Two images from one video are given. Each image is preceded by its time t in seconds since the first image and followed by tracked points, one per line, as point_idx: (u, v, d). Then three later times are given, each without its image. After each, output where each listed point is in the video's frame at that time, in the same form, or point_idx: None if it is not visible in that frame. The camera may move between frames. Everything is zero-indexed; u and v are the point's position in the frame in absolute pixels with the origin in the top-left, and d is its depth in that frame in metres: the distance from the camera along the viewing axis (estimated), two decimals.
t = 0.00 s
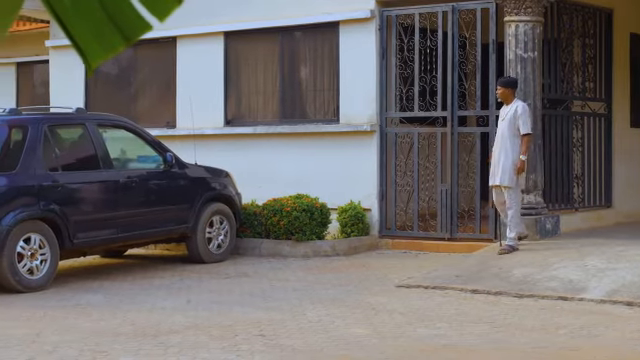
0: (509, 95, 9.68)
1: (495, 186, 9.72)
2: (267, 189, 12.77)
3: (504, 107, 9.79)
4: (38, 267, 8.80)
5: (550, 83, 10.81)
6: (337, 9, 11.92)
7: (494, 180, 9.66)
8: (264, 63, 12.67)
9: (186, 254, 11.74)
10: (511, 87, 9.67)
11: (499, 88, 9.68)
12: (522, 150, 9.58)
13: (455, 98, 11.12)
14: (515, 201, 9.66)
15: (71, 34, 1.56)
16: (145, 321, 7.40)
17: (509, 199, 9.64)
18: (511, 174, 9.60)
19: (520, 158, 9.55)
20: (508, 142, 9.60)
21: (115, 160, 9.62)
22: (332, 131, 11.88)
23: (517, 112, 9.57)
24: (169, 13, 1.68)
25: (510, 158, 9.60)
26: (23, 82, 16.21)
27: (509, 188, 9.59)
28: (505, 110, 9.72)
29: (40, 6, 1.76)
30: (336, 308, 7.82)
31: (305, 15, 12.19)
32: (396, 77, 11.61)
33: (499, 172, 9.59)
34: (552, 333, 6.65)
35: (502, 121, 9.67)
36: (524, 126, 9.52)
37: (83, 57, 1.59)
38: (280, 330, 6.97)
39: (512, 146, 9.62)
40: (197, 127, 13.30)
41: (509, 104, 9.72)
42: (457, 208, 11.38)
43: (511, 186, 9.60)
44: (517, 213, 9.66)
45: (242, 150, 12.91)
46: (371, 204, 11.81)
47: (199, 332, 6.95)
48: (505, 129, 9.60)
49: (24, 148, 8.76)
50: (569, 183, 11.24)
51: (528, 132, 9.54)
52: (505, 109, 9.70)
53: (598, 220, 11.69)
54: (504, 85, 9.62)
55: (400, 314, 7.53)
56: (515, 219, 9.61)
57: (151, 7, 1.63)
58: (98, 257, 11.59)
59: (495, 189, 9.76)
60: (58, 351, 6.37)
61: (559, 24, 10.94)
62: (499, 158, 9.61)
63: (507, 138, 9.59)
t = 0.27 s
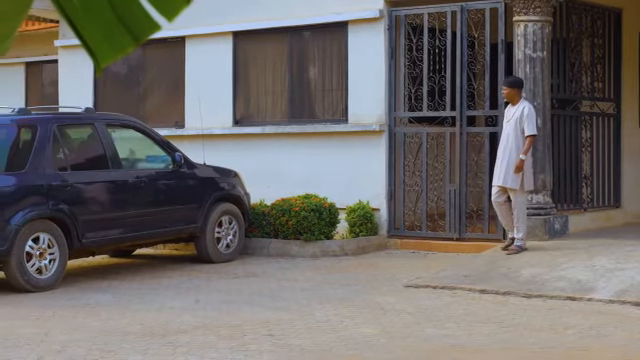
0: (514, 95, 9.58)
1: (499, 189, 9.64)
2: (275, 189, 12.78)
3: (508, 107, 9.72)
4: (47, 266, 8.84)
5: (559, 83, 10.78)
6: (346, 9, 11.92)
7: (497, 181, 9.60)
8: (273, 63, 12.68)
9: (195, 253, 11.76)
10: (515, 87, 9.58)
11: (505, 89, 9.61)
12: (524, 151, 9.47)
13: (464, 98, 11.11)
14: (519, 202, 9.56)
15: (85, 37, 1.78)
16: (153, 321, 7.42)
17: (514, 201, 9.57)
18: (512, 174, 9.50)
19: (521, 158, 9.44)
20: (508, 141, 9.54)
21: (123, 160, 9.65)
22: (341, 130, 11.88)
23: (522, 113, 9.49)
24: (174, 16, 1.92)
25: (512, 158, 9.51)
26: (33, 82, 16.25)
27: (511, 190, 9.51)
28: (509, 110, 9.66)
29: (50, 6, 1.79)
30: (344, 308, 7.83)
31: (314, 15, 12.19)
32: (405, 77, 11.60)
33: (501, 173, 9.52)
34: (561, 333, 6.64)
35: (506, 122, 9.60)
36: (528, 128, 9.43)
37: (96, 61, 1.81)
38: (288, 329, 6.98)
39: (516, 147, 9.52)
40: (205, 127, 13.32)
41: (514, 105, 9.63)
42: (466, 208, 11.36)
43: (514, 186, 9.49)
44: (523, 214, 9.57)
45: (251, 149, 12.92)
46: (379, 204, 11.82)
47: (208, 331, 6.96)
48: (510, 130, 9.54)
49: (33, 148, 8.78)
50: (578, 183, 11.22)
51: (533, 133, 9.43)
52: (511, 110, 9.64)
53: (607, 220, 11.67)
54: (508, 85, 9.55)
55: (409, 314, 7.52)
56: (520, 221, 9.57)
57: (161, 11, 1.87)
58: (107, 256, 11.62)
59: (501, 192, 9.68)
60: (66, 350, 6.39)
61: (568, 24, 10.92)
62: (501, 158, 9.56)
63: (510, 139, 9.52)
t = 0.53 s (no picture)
0: (512, 97, 9.65)
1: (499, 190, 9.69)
2: (277, 189, 12.79)
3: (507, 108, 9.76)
4: (49, 266, 8.84)
5: (561, 83, 10.78)
6: (349, 9, 11.92)
7: (496, 183, 9.66)
8: (275, 63, 12.69)
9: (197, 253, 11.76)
10: (514, 89, 9.63)
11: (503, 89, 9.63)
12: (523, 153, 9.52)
13: (466, 98, 11.10)
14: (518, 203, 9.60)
15: (87, 32, 1.64)
16: (156, 321, 7.42)
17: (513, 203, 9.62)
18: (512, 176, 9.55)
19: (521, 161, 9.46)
20: (508, 144, 9.57)
21: (126, 159, 9.66)
22: (343, 130, 11.88)
23: (521, 115, 9.55)
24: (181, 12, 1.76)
25: (511, 160, 9.57)
26: (35, 82, 16.26)
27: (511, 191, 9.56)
28: (507, 111, 9.69)
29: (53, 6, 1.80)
30: (346, 308, 7.83)
31: (316, 14, 12.19)
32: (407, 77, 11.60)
33: (500, 175, 9.57)
34: (563, 333, 6.63)
35: (504, 123, 9.65)
36: (527, 129, 9.47)
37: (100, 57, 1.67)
38: (290, 329, 6.98)
39: (515, 149, 9.58)
40: (208, 127, 13.32)
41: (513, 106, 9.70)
42: (468, 208, 11.36)
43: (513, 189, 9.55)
44: (523, 214, 9.60)
45: (253, 149, 12.93)
46: (382, 204, 11.82)
47: (210, 331, 6.96)
48: (508, 132, 9.58)
49: (35, 148, 8.79)
50: (581, 183, 11.22)
51: (531, 134, 9.48)
52: (508, 111, 9.68)
53: (609, 220, 11.67)
54: (506, 86, 9.59)
55: (411, 314, 7.52)
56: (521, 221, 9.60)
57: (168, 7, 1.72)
58: (109, 256, 11.62)
59: (500, 193, 9.72)
60: (68, 350, 6.39)
61: (571, 24, 10.91)
62: (501, 161, 9.60)
63: (509, 141, 9.57)
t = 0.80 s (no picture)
0: (504, 99, 9.53)
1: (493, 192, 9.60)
2: (280, 189, 12.79)
3: (498, 110, 9.65)
4: (52, 266, 8.85)
5: (565, 83, 10.76)
6: (352, 9, 11.92)
7: (490, 185, 9.55)
8: (278, 63, 12.69)
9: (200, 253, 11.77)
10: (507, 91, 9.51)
11: (495, 93, 9.50)
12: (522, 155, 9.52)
13: (470, 98, 11.10)
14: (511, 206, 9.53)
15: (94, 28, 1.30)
16: (159, 321, 7.43)
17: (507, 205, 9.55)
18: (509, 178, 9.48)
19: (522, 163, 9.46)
20: (506, 145, 9.49)
21: (129, 159, 9.66)
22: (346, 130, 11.88)
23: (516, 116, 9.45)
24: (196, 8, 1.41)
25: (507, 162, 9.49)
26: (38, 82, 16.29)
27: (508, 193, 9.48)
28: (499, 113, 9.61)
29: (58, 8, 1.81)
30: (349, 308, 7.83)
31: (319, 14, 12.19)
32: (411, 77, 11.61)
33: (497, 177, 9.47)
34: (566, 333, 6.63)
35: (496, 125, 9.58)
36: (523, 131, 9.42)
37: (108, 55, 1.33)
38: (293, 329, 6.99)
39: (510, 151, 9.50)
40: (211, 127, 13.33)
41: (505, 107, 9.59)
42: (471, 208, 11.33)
43: (509, 191, 9.47)
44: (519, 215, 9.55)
45: (256, 150, 12.93)
46: (385, 204, 11.82)
47: (213, 331, 6.96)
48: (502, 134, 9.49)
49: (38, 148, 8.79)
50: (584, 183, 11.22)
51: (528, 137, 9.46)
52: (499, 113, 9.60)
53: (612, 220, 11.66)
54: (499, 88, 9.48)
55: (414, 314, 7.52)
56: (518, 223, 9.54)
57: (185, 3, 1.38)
58: (113, 256, 11.63)
59: (493, 195, 9.63)
60: (72, 350, 6.40)
61: (574, 24, 10.90)
62: (498, 162, 9.50)
63: (505, 143, 9.48)
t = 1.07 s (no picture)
0: (495, 100, 9.59)
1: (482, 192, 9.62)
2: (283, 189, 12.79)
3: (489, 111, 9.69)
4: (56, 266, 8.86)
5: (568, 83, 10.75)
6: (355, 9, 11.92)
7: (482, 185, 9.58)
8: (282, 62, 12.69)
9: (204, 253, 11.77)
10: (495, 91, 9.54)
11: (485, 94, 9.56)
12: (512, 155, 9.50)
13: (473, 98, 11.10)
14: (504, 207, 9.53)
15: (103, 25, 1.29)
16: (162, 321, 7.43)
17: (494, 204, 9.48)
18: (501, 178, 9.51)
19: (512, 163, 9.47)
20: (497, 146, 9.50)
21: (132, 159, 9.67)
22: (349, 130, 11.88)
23: (505, 117, 9.47)
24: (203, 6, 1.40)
25: (499, 162, 9.49)
26: (41, 82, 16.30)
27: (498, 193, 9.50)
28: (490, 114, 9.65)
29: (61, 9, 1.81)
30: (352, 308, 7.83)
31: (322, 14, 12.19)
32: (414, 77, 11.61)
33: (488, 177, 9.50)
34: (569, 334, 6.62)
35: (487, 126, 9.60)
36: (513, 131, 9.42)
37: (117, 52, 1.33)
38: (296, 329, 6.99)
39: (501, 151, 9.50)
40: (214, 126, 13.34)
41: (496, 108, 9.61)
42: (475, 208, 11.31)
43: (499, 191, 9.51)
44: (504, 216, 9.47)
45: (259, 150, 12.93)
46: (388, 204, 11.81)
47: (216, 331, 6.96)
48: (493, 134, 9.51)
49: (42, 148, 8.80)
50: (587, 183, 11.22)
51: (517, 136, 9.43)
52: (491, 113, 9.63)
53: (616, 220, 11.66)
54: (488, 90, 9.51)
55: (417, 314, 7.52)
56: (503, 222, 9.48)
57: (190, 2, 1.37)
58: (116, 256, 11.64)
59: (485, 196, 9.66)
60: (75, 350, 6.40)
61: (577, 24, 10.89)
62: (489, 162, 9.51)
63: (495, 144, 9.49)
